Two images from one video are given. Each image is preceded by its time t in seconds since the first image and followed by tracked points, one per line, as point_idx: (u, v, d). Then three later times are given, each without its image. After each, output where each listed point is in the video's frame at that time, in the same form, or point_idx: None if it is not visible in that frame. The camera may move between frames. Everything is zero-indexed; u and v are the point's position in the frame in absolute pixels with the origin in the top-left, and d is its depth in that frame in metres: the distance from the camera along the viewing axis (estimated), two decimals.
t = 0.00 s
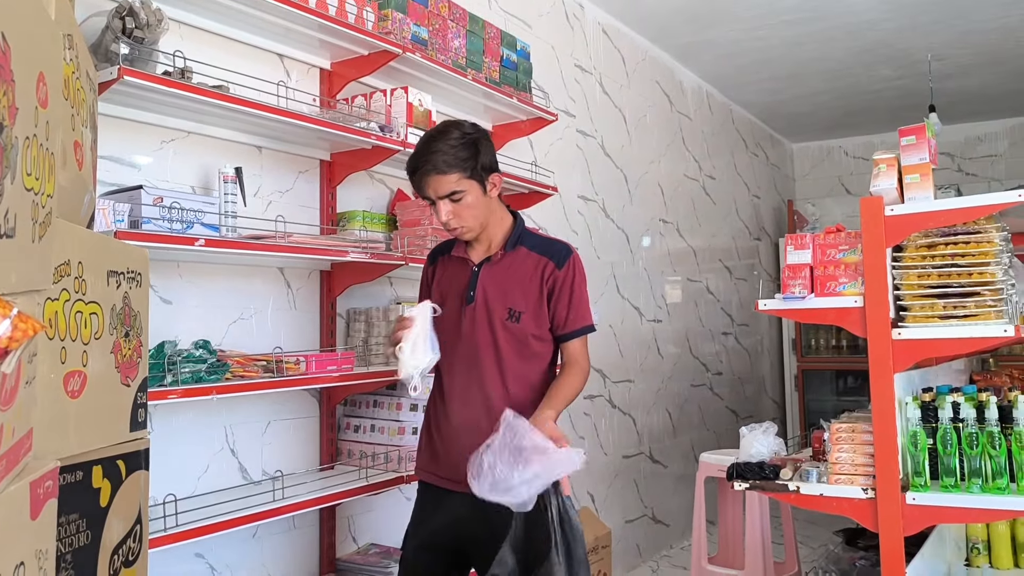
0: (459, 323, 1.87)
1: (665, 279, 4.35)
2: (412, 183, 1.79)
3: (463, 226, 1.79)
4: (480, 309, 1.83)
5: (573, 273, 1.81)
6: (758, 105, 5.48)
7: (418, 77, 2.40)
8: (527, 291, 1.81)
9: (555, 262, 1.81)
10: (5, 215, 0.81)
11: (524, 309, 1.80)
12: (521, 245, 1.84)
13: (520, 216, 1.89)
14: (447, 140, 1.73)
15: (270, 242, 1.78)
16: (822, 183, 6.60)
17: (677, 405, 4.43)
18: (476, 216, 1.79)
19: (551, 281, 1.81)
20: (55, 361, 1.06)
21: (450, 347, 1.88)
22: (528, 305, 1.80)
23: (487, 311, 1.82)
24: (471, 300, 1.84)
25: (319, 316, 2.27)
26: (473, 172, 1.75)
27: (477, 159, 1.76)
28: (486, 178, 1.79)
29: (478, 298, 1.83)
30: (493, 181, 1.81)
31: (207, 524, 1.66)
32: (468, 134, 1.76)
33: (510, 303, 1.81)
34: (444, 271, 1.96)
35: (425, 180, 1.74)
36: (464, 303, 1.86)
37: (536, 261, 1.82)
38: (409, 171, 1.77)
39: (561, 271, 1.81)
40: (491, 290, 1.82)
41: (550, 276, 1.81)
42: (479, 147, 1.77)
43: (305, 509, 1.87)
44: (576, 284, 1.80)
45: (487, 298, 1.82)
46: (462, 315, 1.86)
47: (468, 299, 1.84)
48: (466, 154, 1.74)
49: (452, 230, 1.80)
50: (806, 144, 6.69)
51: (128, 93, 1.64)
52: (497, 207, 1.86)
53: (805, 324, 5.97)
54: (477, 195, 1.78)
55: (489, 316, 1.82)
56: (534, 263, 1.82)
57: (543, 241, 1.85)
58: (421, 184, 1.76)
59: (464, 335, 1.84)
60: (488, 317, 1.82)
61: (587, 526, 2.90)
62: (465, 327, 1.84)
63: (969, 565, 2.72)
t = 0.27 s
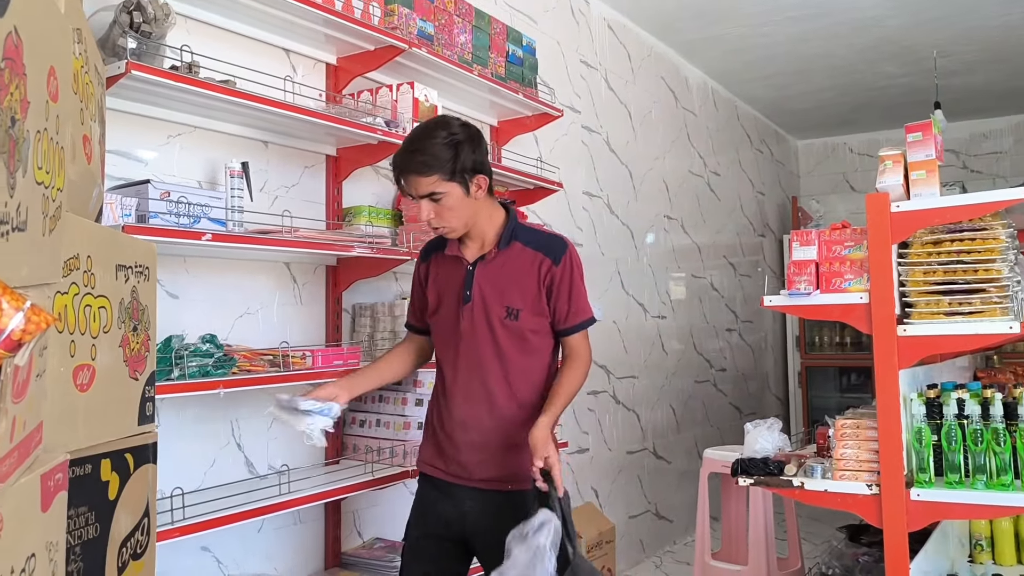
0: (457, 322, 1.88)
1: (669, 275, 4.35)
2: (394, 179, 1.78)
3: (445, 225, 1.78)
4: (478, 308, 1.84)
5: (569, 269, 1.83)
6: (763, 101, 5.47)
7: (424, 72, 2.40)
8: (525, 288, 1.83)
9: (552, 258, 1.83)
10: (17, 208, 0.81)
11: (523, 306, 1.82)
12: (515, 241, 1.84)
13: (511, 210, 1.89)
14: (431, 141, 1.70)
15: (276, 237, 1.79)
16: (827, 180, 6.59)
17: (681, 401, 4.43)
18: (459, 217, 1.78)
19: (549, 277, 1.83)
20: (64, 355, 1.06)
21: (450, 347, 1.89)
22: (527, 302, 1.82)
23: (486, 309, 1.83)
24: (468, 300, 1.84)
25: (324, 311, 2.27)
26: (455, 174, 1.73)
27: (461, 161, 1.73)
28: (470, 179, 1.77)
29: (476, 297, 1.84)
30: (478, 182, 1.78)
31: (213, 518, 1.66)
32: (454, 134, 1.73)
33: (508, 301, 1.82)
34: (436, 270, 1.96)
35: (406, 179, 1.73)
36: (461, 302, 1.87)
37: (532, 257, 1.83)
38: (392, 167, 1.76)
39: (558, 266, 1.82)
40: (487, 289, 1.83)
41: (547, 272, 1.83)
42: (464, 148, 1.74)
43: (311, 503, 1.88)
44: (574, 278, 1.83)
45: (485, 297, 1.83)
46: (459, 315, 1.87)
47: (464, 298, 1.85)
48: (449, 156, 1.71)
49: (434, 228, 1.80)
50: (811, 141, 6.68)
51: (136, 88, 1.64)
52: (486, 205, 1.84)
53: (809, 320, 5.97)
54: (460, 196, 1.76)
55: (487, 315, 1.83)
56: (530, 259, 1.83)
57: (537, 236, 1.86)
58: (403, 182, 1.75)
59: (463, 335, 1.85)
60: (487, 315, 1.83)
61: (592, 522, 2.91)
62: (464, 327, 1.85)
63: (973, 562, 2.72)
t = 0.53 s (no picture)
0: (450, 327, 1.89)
1: (688, 268, 4.34)
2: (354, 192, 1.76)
3: (410, 236, 1.78)
4: (469, 310, 1.85)
5: (548, 248, 1.85)
6: (783, 93, 5.42)
7: (445, 64, 2.40)
8: (511, 279, 1.85)
9: (529, 241, 1.85)
10: (48, 199, 0.82)
11: (512, 297, 1.85)
12: (488, 233, 1.85)
13: (475, 202, 1.88)
14: (389, 156, 1.67)
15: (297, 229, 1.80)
16: (846, 172, 6.54)
17: (699, 393, 4.42)
18: (422, 228, 1.78)
19: (530, 261, 1.85)
20: (91, 344, 1.07)
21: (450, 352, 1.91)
22: (515, 292, 1.85)
23: (477, 309, 1.85)
24: (456, 305, 1.85)
25: (345, 302, 2.29)
26: (416, 186, 1.71)
27: (421, 172, 1.71)
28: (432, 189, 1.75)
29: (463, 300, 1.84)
30: (440, 191, 1.77)
31: (235, 506, 1.68)
32: (413, 145, 1.70)
33: (497, 296, 1.84)
34: (413, 278, 1.95)
35: (367, 195, 1.71)
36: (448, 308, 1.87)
37: (509, 245, 1.85)
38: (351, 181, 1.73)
39: (537, 249, 1.85)
40: (472, 290, 1.84)
41: (528, 257, 1.85)
42: (423, 159, 1.71)
43: (331, 493, 1.90)
44: (556, 255, 1.85)
45: (475, 298, 1.84)
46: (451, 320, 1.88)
47: (451, 304, 1.85)
48: (410, 169, 1.69)
49: (398, 239, 1.79)
50: (831, 132, 6.62)
51: (160, 80, 1.65)
52: (451, 208, 1.83)
53: (827, 313, 5.93)
54: (422, 207, 1.75)
55: (480, 314, 1.85)
56: (508, 249, 1.85)
57: (508, 222, 1.87)
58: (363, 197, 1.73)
59: (460, 339, 1.87)
60: (479, 314, 1.85)
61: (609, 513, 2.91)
62: (459, 331, 1.87)
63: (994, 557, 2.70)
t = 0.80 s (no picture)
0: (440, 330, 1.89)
1: (710, 254, 4.31)
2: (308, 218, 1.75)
3: (371, 255, 1.77)
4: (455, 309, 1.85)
5: (515, 230, 1.84)
6: (808, 77, 5.35)
7: (468, 49, 2.40)
8: (488, 269, 1.84)
9: (494, 227, 1.84)
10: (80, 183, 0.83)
11: (495, 286, 1.84)
12: (453, 229, 1.83)
13: (432, 201, 1.85)
14: (330, 185, 1.64)
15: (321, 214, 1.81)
16: (871, 158, 6.45)
17: (720, 380, 4.40)
18: (380, 244, 1.76)
19: (502, 246, 1.85)
20: (121, 327, 1.09)
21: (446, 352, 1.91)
22: (496, 281, 1.85)
23: (461, 307, 1.85)
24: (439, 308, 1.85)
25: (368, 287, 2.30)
26: (364, 209, 1.68)
27: (368, 194, 1.67)
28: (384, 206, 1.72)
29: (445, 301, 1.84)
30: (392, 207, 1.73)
31: (259, 489, 1.70)
32: (355, 167, 1.66)
33: (479, 289, 1.84)
34: (394, 288, 1.94)
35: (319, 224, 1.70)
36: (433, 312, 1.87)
37: (477, 236, 1.84)
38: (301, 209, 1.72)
39: (505, 233, 1.84)
40: (452, 289, 1.84)
41: (498, 243, 1.84)
42: (368, 179, 1.67)
43: (354, 475, 1.92)
44: (525, 233, 1.84)
45: (459, 296, 1.84)
46: (439, 324, 1.87)
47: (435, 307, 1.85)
48: (355, 194, 1.66)
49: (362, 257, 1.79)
50: (856, 117, 6.53)
51: (186, 65, 1.66)
52: (408, 217, 1.80)
53: (851, 301, 5.87)
54: (376, 227, 1.72)
55: (468, 309, 1.85)
56: (477, 240, 1.84)
57: (470, 213, 1.85)
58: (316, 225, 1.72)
59: (454, 339, 1.87)
60: (466, 310, 1.85)
61: (629, 499, 2.91)
62: (450, 332, 1.87)
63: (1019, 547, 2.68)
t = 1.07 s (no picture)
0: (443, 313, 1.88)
1: (733, 233, 4.28)
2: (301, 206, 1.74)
3: (368, 242, 1.76)
4: (456, 291, 1.84)
5: (511, 208, 1.82)
6: (834, 54, 5.26)
7: (491, 24, 2.38)
8: (486, 250, 1.83)
9: (490, 207, 1.82)
10: (112, 159, 0.83)
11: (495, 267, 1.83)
12: (450, 211, 1.82)
13: (426, 182, 1.83)
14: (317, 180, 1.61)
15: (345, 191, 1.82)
16: (897, 136, 6.36)
17: (741, 360, 4.39)
18: (376, 232, 1.74)
19: (499, 226, 1.83)
20: (150, 302, 1.10)
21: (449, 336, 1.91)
22: (495, 261, 1.84)
23: (463, 290, 1.84)
24: (441, 292, 1.84)
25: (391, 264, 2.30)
26: (355, 199, 1.66)
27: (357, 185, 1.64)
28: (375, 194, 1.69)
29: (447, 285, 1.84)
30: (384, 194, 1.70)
31: (286, 463, 1.73)
32: (341, 159, 1.62)
33: (480, 271, 1.83)
34: (395, 274, 1.93)
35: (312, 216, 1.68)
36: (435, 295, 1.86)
37: (473, 216, 1.83)
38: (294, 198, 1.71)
39: (501, 213, 1.82)
40: (453, 272, 1.83)
41: (495, 224, 1.83)
42: (355, 169, 1.64)
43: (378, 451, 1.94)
44: (522, 211, 1.82)
45: (460, 278, 1.84)
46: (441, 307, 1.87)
47: (437, 291, 1.84)
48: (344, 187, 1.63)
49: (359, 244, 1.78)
50: (882, 95, 6.43)
51: (211, 41, 1.66)
52: (402, 200, 1.77)
53: (874, 281, 5.82)
54: (369, 215, 1.70)
55: (470, 292, 1.84)
56: (474, 222, 1.83)
57: (465, 194, 1.84)
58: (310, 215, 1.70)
59: (457, 322, 1.87)
60: (468, 292, 1.84)
61: (650, 478, 2.92)
62: (453, 316, 1.86)
63: None
